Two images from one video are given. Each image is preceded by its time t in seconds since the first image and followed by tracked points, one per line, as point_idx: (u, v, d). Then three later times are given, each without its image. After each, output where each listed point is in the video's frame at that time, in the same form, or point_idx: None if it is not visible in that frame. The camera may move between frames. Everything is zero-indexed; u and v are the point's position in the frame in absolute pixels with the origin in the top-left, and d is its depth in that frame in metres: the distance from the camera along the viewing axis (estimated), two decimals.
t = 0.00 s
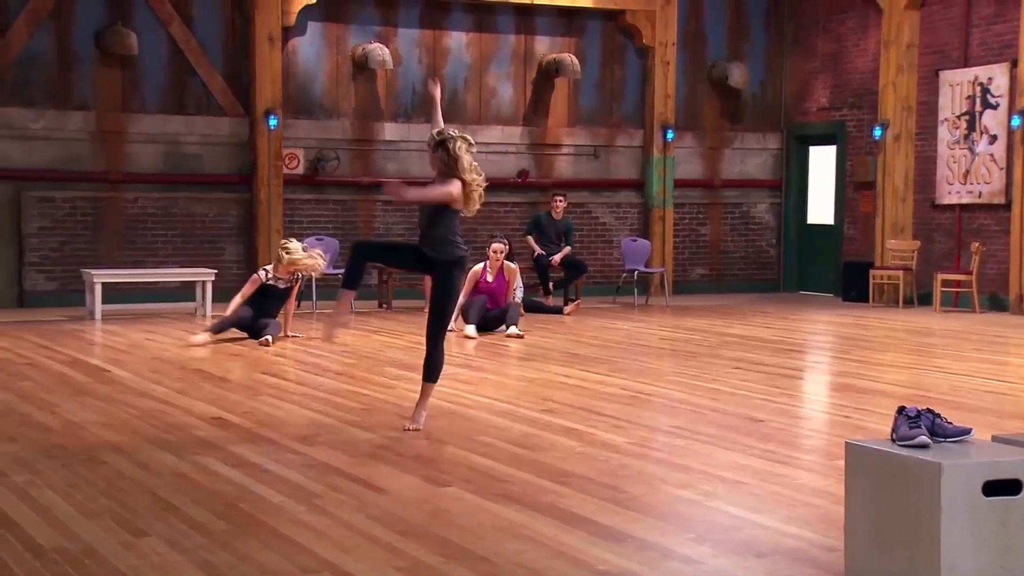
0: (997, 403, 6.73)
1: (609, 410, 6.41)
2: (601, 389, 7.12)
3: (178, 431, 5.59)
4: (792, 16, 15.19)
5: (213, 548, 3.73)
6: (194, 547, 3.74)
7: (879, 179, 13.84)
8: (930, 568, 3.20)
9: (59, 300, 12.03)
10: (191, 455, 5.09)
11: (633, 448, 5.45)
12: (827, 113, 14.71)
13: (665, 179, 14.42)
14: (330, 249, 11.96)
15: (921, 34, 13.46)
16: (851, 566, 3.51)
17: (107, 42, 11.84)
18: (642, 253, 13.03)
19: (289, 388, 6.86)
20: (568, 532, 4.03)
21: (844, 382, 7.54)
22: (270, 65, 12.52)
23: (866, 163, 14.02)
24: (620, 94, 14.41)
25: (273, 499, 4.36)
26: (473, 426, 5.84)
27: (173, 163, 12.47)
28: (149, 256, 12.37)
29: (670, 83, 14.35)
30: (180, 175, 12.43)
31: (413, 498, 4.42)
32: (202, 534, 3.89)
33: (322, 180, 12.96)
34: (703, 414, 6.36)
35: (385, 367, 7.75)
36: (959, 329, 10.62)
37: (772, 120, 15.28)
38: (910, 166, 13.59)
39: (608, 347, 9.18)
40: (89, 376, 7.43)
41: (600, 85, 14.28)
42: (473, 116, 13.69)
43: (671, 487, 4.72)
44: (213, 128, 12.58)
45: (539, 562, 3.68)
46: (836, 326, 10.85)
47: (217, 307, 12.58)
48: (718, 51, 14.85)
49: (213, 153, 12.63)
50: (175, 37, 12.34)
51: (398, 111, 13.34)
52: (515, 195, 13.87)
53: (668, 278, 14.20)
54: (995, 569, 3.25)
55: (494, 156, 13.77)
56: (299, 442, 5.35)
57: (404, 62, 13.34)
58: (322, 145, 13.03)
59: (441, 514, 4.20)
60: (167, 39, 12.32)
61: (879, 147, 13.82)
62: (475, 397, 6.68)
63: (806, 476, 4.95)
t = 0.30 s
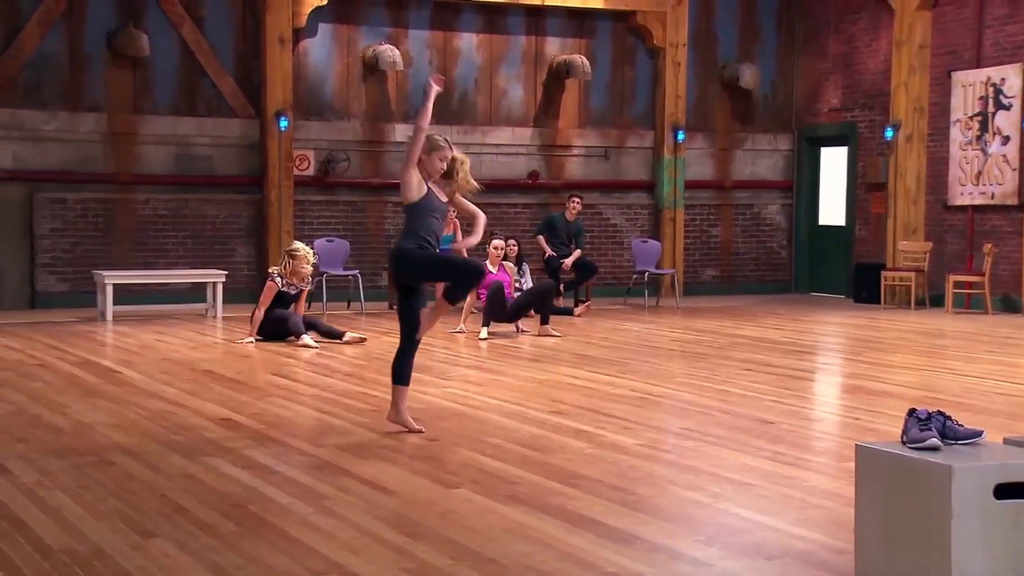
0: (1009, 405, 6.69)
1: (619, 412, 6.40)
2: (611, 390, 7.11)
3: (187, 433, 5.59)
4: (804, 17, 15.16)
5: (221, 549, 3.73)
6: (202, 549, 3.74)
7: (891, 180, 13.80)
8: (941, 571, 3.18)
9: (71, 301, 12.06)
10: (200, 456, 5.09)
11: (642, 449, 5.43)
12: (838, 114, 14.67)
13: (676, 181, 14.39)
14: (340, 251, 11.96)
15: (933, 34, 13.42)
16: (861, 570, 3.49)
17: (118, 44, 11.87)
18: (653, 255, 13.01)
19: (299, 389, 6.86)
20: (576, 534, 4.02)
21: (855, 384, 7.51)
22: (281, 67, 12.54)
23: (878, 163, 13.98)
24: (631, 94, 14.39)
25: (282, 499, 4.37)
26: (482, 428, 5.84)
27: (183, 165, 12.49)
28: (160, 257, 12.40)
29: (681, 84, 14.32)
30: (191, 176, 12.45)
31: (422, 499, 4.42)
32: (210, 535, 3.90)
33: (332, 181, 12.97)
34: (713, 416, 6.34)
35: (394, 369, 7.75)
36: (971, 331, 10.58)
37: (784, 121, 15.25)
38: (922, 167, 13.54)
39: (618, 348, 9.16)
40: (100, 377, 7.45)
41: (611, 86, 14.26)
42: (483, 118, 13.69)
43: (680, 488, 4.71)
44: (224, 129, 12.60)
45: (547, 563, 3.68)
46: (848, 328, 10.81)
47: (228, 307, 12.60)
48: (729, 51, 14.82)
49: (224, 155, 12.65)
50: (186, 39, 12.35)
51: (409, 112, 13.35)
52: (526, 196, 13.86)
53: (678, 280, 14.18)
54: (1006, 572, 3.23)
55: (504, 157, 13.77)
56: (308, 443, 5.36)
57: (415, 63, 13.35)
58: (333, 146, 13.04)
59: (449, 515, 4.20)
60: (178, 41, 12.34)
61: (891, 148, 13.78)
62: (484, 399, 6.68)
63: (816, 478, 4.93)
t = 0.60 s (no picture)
0: (1021, 404, 6.67)
1: (629, 411, 6.39)
2: (621, 390, 7.11)
3: (199, 431, 5.60)
4: (815, 15, 15.12)
5: (230, 548, 3.74)
6: (212, 547, 3.74)
7: (903, 179, 13.76)
8: (952, 572, 3.17)
9: (83, 300, 12.09)
10: (211, 455, 5.10)
11: (652, 449, 5.43)
12: (850, 113, 14.63)
13: (686, 180, 14.37)
14: (351, 250, 11.98)
15: (945, 33, 13.38)
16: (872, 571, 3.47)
17: (130, 43, 11.90)
18: (664, 254, 12.99)
19: (309, 389, 6.87)
20: (587, 533, 4.01)
21: (866, 383, 7.49)
22: (292, 66, 12.56)
23: (890, 162, 13.93)
24: (641, 94, 14.37)
25: (292, 499, 4.37)
26: (491, 427, 5.84)
27: (194, 164, 12.51)
28: (171, 257, 12.41)
29: (691, 83, 14.29)
30: (202, 176, 12.46)
31: (432, 498, 4.42)
32: (220, 533, 3.90)
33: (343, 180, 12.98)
34: (724, 415, 6.33)
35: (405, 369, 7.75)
36: (984, 331, 10.54)
37: (795, 120, 15.22)
38: (934, 165, 13.50)
39: (629, 348, 9.15)
40: (112, 375, 7.46)
41: (621, 85, 14.24)
42: (493, 117, 13.68)
43: (690, 488, 4.70)
44: (234, 129, 12.62)
45: (556, 563, 3.67)
46: (860, 327, 10.78)
47: (239, 307, 12.63)
48: (740, 50, 14.79)
49: (235, 154, 12.67)
50: (197, 38, 12.37)
51: (419, 111, 13.36)
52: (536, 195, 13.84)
53: (689, 279, 14.16)
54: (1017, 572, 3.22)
55: (515, 157, 13.76)
56: (319, 443, 5.36)
57: (425, 63, 13.36)
58: (343, 145, 13.05)
59: (459, 515, 4.19)
60: (189, 40, 12.36)
61: (903, 146, 13.73)
62: (494, 398, 6.68)
63: (827, 478, 4.92)
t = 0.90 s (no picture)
0: None
1: (635, 407, 6.39)
2: (627, 385, 7.10)
3: (205, 426, 5.61)
4: (822, 10, 15.09)
5: (237, 543, 3.74)
6: (219, 542, 3.75)
7: (909, 174, 13.73)
8: (960, 568, 3.16)
9: (89, 295, 12.11)
10: (217, 450, 5.11)
11: (659, 444, 5.42)
12: (856, 108, 14.61)
13: (693, 175, 14.34)
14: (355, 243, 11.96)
15: (953, 28, 13.34)
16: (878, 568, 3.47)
17: (136, 39, 11.92)
18: (670, 249, 12.98)
19: (316, 384, 6.88)
20: (593, 529, 4.01)
21: (871, 379, 7.49)
22: (297, 62, 12.57)
23: (896, 158, 13.91)
24: (647, 89, 14.36)
25: (298, 494, 4.38)
26: (497, 422, 5.84)
27: (201, 159, 12.52)
28: (177, 252, 12.43)
29: (697, 78, 14.28)
30: (209, 171, 12.47)
31: (438, 494, 4.42)
32: (227, 528, 3.91)
33: (349, 176, 12.97)
34: (730, 411, 6.33)
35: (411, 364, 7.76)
36: (990, 326, 10.53)
37: (801, 115, 15.19)
38: (941, 160, 13.47)
39: (634, 343, 9.15)
40: (118, 371, 7.48)
41: (627, 81, 14.23)
42: (499, 112, 13.67)
43: (696, 483, 4.70)
44: (240, 124, 12.62)
45: (563, 558, 3.67)
46: (865, 323, 10.77)
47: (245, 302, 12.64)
48: (746, 46, 14.77)
49: (241, 149, 12.67)
50: (203, 33, 12.37)
51: (425, 107, 13.36)
52: (542, 190, 13.84)
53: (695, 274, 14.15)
54: None
55: (521, 152, 13.75)
56: (326, 438, 5.37)
57: (431, 58, 13.35)
58: (349, 140, 13.05)
59: (465, 510, 4.20)
60: (195, 35, 12.36)
61: (909, 141, 13.70)
62: (500, 393, 6.68)
63: (833, 474, 4.91)
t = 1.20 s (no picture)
0: None
1: (635, 402, 6.40)
2: (627, 380, 7.11)
3: (205, 421, 5.62)
4: (822, 5, 15.09)
5: (238, 537, 3.75)
6: (220, 537, 3.76)
7: (908, 170, 13.73)
8: (959, 563, 3.17)
9: (89, 290, 12.10)
10: (218, 445, 5.12)
11: (658, 439, 5.43)
12: (856, 103, 14.60)
13: (692, 170, 14.35)
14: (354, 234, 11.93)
15: (952, 22, 13.32)
16: (878, 563, 3.47)
17: (136, 34, 11.92)
18: (669, 244, 12.97)
19: (315, 379, 6.88)
20: (593, 523, 4.02)
21: (871, 374, 7.49)
22: (297, 57, 12.56)
23: (895, 153, 13.91)
24: (647, 84, 14.36)
25: (298, 489, 4.38)
26: (497, 418, 5.84)
27: (200, 154, 12.52)
28: (176, 247, 12.42)
29: (697, 73, 14.27)
30: (208, 166, 12.47)
31: (438, 489, 4.43)
32: (228, 523, 3.91)
33: (348, 171, 12.96)
34: (729, 406, 6.34)
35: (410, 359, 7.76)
36: (989, 321, 10.53)
37: (801, 110, 15.19)
38: (940, 155, 13.47)
39: (634, 338, 9.15)
40: (118, 366, 7.48)
41: (627, 76, 14.23)
42: (499, 107, 13.67)
43: (696, 478, 4.71)
44: (240, 119, 12.62)
45: (562, 553, 3.68)
46: (865, 318, 10.78)
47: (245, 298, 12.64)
48: (745, 41, 14.77)
49: (240, 144, 12.67)
50: (202, 28, 12.36)
51: (424, 102, 13.36)
52: (541, 186, 13.84)
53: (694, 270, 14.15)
54: None
55: (520, 148, 13.76)
56: (326, 433, 5.37)
57: (431, 53, 13.33)
58: (349, 136, 13.04)
59: (465, 505, 4.20)
60: (194, 30, 12.35)
61: (909, 137, 13.71)
62: (500, 388, 6.68)
63: (833, 469, 4.91)
